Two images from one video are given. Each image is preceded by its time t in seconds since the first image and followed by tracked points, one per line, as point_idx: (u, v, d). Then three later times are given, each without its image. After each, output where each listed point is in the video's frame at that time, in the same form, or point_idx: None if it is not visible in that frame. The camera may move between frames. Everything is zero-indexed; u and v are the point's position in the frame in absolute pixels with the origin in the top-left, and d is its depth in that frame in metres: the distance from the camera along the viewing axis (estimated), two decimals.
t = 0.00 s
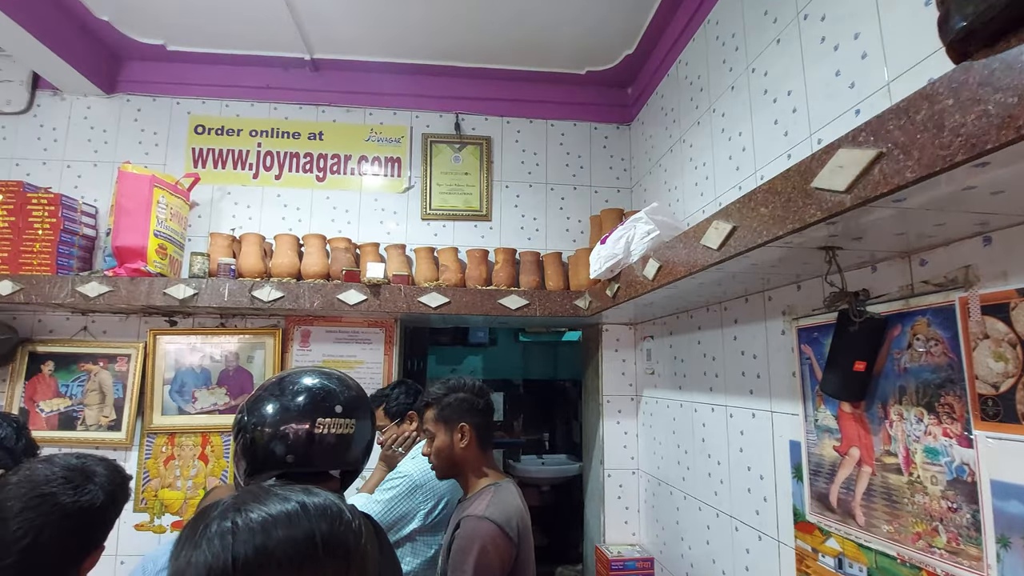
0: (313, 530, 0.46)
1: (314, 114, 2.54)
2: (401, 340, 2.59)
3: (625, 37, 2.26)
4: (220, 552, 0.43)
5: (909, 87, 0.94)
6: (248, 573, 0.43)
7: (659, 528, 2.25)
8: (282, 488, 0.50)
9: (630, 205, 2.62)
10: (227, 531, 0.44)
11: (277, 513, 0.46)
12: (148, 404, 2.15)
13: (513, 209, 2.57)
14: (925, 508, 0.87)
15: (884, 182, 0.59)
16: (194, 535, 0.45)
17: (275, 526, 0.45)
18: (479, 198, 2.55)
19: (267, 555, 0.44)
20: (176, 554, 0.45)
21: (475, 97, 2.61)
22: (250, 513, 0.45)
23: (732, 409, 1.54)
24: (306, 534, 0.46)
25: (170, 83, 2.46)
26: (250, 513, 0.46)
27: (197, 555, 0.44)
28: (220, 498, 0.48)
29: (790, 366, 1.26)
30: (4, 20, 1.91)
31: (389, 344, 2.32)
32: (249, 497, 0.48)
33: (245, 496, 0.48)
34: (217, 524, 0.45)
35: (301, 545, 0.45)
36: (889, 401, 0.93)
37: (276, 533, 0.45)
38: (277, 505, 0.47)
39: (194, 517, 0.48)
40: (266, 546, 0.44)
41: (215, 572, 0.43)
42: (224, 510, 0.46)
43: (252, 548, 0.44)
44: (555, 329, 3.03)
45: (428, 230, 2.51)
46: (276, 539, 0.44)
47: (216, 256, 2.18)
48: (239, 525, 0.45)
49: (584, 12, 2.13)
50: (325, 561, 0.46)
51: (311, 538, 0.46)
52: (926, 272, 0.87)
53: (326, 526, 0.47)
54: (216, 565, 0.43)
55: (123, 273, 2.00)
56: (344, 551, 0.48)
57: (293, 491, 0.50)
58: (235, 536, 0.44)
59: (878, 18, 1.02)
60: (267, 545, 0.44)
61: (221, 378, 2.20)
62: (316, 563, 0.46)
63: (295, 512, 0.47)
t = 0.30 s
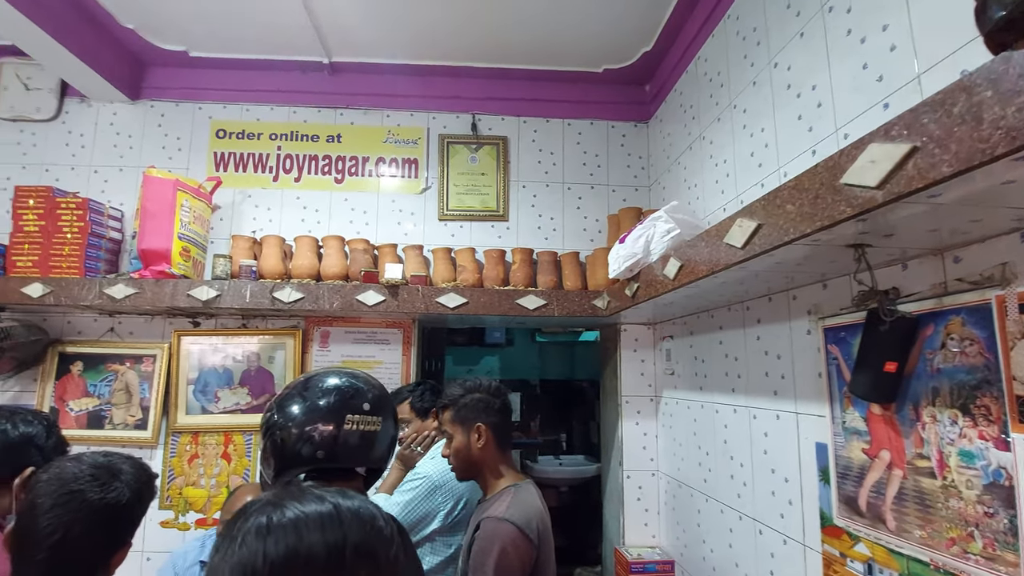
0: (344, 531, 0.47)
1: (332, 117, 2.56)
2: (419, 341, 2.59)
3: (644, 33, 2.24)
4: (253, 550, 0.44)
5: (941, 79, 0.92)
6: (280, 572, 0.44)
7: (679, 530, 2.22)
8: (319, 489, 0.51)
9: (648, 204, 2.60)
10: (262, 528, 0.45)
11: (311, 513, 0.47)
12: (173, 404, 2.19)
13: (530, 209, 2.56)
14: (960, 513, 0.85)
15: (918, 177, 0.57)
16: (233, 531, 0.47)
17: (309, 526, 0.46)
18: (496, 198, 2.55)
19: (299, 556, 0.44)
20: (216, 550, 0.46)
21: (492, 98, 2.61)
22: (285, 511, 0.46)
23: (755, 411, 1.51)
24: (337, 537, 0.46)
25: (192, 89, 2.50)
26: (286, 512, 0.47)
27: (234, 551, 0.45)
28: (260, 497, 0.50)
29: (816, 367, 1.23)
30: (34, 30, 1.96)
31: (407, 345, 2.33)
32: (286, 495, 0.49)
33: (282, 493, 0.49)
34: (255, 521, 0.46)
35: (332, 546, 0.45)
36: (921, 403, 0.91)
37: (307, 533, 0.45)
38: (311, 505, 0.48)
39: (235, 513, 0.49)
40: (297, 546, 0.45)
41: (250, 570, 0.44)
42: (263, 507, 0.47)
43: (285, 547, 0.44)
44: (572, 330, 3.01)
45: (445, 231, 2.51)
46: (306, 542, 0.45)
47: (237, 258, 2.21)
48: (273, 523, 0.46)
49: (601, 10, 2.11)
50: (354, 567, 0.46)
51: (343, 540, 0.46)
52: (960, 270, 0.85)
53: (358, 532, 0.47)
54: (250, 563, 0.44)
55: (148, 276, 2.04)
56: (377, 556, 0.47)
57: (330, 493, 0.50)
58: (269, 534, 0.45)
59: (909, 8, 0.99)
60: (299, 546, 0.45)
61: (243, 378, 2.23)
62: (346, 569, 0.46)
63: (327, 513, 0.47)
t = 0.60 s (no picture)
0: (383, 533, 0.47)
1: (352, 120, 2.58)
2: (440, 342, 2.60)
3: (664, 30, 2.21)
4: (294, 549, 0.44)
5: (978, 70, 0.89)
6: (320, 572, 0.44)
7: (704, 533, 2.19)
8: (355, 490, 0.52)
9: (669, 202, 2.57)
10: (302, 526, 0.46)
11: (349, 512, 0.47)
12: (199, 404, 2.23)
13: (549, 209, 2.55)
14: (1002, 517, 0.82)
15: (961, 171, 0.55)
16: (272, 529, 0.47)
17: (349, 527, 0.46)
18: (516, 198, 2.54)
19: (339, 556, 0.45)
20: (255, 549, 0.47)
21: (511, 98, 2.61)
22: (325, 509, 0.47)
23: (783, 412, 1.49)
24: (376, 538, 0.46)
25: (217, 95, 2.55)
26: (325, 510, 0.47)
27: (274, 549, 0.45)
28: (297, 496, 0.50)
29: (848, 367, 1.20)
30: (66, 40, 2.01)
31: (428, 346, 2.33)
32: (324, 495, 0.50)
33: (319, 493, 0.50)
34: (294, 519, 0.46)
35: (372, 547, 0.46)
36: (960, 404, 0.89)
37: (348, 533, 0.46)
38: (350, 505, 0.48)
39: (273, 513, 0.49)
40: (337, 546, 0.45)
41: (290, 569, 0.44)
42: (302, 506, 0.48)
43: (325, 546, 0.45)
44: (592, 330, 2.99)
45: (465, 232, 2.51)
46: (347, 542, 0.45)
47: (262, 260, 2.24)
48: (313, 522, 0.46)
49: (621, 7, 2.09)
50: (393, 569, 0.46)
51: (382, 542, 0.46)
52: (1001, 266, 0.82)
53: (396, 534, 0.47)
54: (290, 562, 0.44)
55: (176, 278, 2.08)
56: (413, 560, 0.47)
57: (367, 493, 0.51)
58: (309, 533, 0.45)
59: None
60: (339, 545, 0.45)
61: (268, 379, 2.26)
62: (385, 571, 0.46)
63: (365, 513, 0.47)
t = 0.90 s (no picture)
0: (405, 535, 0.46)
1: (369, 122, 2.60)
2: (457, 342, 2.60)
3: (682, 26, 2.19)
4: (317, 551, 0.44)
5: (1013, 60, 0.86)
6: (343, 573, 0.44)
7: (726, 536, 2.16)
8: (376, 490, 0.51)
9: (688, 200, 2.54)
10: (324, 528, 0.46)
11: (371, 514, 0.47)
12: (222, 404, 2.26)
13: (566, 209, 2.54)
14: None
15: (998, 164, 0.53)
16: (294, 530, 0.47)
17: (371, 528, 0.46)
18: (532, 198, 2.53)
19: (362, 558, 0.44)
20: (278, 549, 0.47)
21: (527, 98, 2.60)
22: (346, 511, 0.47)
23: (808, 412, 1.45)
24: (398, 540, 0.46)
25: (237, 100, 2.58)
26: (346, 511, 0.47)
27: (296, 551, 0.45)
28: (318, 497, 0.50)
29: (876, 367, 1.17)
30: (92, 49, 2.06)
31: (445, 346, 2.33)
32: (345, 495, 0.49)
33: (339, 493, 0.49)
34: (316, 521, 0.46)
35: (394, 548, 0.45)
36: (996, 405, 0.86)
37: (370, 535, 0.45)
38: (371, 505, 0.48)
39: (294, 513, 0.49)
40: (360, 548, 0.45)
41: (314, 570, 0.44)
42: (323, 506, 0.48)
43: (347, 547, 0.44)
44: (610, 330, 2.97)
45: (482, 232, 2.51)
46: (369, 543, 0.45)
47: (281, 262, 2.26)
48: (334, 524, 0.46)
49: (638, 5, 2.08)
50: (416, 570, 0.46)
51: (405, 543, 0.46)
52: None
53: (419, 533, 0.47)
54: (313, 564, 0.44)
55: (199, 281, 2.11)
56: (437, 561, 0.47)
57: (388, 494, 0.51)
58: (331, 534, 0.45)
59: None
60: (362, 547, 0.45)
61: (288, 379, 2.28)
62: (409, 571, 0.45)
63: (387, 514, 0.47)
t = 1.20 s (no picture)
0: (416, 536, 0.46)
1: (381, 124, 2.61)
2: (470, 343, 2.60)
3: (695, 23, 2.17)
4: (328, 554, 0.44)
5: None
6: None
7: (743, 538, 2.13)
8: (388, 492, 0.51)
9: (702, 198, 2.51)
10: (335, 531, 0.45)
11: (382, 516, 0.46)
12: (237, 405, 2.29)
13: (579, 208, 2.53)
14: None
15: None
16: (306, 533, 0.47)
17: (382, 532, 0.45)
18: (544, 198, 2.53)
19: (374, 561, 0.44)
20: (290, 551, 0.47)
21: (538, 98, 2.59)
22: (357, 514, 0.46)
23: (827, 413, 1.43)
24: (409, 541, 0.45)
25: (251, 104, 2.61)
26: (357, 514, 0.47)
27: (308, 554, 0.45)
28: (330, 498, 0.50)
29: (897, 367, 1.15)
30: (109, 56, 2.09)
31: (457, 347, 2.33)
32: (356, 497, 0.49)
33: (350, 496, 0.49)
34: (327, 523, 0.46)
35: (406, 551, 0.45)
36: None
37: (381, 538, 0.45)
38: (383, 508, 0.47)
39: (306, 516, 0.49)
40: (371, 551, 0.44)
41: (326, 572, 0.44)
42: (334, 509, 0.47)
43: (359, 550, 0.44)
44: (622, 330, 2.96)
45: (494, 233, 2.51)
46: (381, 545, 0.45)
47: (295, 264, 2.28)
48: (345, 527, 0.46)
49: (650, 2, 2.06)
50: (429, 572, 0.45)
51: (417, 546, 0.45)
52: None
53: (431, 535, 0.46)
54: (326, 567, 0.44)
55: (214, 283, 2.14)
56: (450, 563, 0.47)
57: (400, 496, 0.50)
58: (343, 537, 0.45)
59: None
60: (373, 550, 0.44)
61: (302, 380, 2.30)
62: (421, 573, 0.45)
63: (398, 516, 0.47)
